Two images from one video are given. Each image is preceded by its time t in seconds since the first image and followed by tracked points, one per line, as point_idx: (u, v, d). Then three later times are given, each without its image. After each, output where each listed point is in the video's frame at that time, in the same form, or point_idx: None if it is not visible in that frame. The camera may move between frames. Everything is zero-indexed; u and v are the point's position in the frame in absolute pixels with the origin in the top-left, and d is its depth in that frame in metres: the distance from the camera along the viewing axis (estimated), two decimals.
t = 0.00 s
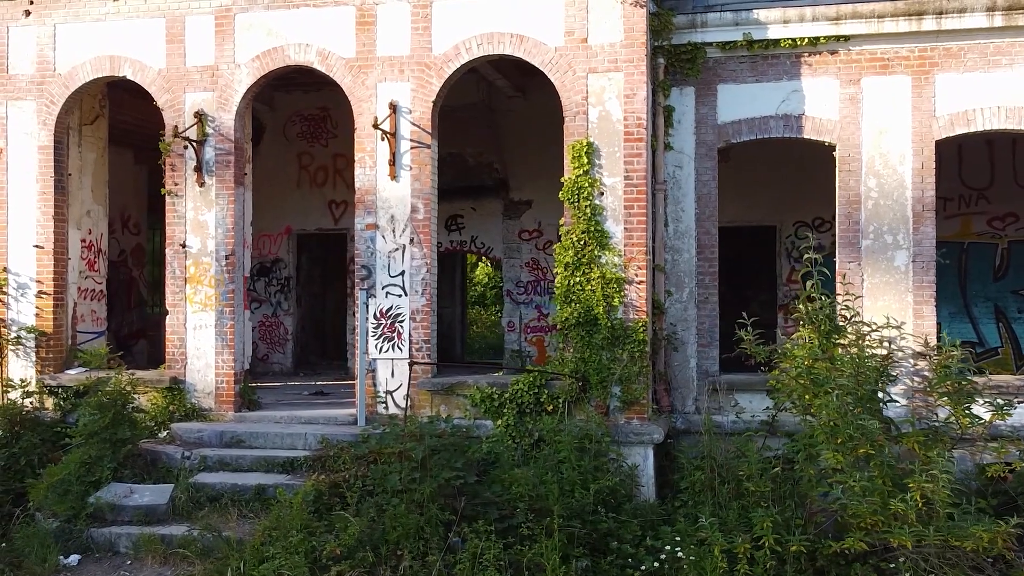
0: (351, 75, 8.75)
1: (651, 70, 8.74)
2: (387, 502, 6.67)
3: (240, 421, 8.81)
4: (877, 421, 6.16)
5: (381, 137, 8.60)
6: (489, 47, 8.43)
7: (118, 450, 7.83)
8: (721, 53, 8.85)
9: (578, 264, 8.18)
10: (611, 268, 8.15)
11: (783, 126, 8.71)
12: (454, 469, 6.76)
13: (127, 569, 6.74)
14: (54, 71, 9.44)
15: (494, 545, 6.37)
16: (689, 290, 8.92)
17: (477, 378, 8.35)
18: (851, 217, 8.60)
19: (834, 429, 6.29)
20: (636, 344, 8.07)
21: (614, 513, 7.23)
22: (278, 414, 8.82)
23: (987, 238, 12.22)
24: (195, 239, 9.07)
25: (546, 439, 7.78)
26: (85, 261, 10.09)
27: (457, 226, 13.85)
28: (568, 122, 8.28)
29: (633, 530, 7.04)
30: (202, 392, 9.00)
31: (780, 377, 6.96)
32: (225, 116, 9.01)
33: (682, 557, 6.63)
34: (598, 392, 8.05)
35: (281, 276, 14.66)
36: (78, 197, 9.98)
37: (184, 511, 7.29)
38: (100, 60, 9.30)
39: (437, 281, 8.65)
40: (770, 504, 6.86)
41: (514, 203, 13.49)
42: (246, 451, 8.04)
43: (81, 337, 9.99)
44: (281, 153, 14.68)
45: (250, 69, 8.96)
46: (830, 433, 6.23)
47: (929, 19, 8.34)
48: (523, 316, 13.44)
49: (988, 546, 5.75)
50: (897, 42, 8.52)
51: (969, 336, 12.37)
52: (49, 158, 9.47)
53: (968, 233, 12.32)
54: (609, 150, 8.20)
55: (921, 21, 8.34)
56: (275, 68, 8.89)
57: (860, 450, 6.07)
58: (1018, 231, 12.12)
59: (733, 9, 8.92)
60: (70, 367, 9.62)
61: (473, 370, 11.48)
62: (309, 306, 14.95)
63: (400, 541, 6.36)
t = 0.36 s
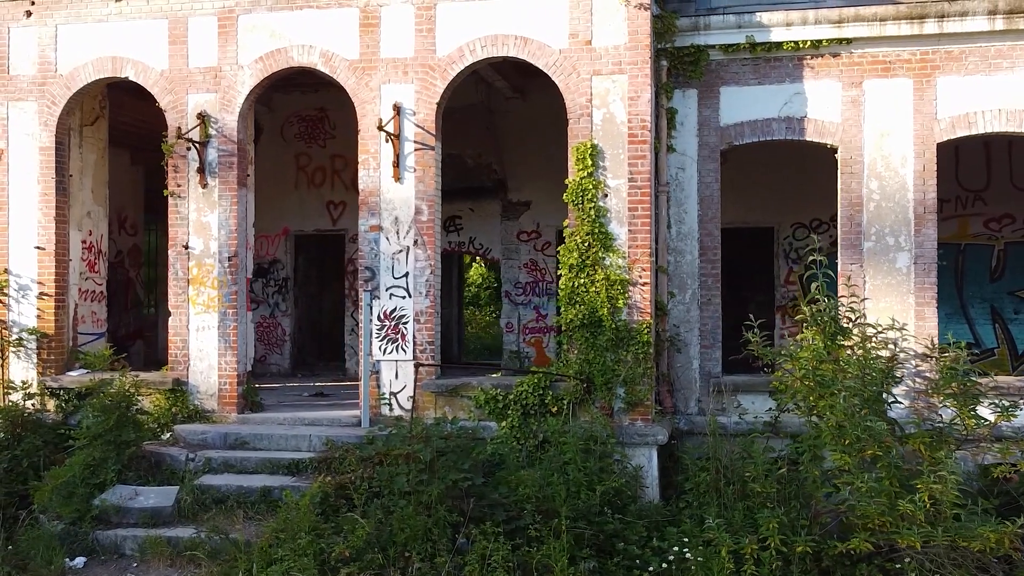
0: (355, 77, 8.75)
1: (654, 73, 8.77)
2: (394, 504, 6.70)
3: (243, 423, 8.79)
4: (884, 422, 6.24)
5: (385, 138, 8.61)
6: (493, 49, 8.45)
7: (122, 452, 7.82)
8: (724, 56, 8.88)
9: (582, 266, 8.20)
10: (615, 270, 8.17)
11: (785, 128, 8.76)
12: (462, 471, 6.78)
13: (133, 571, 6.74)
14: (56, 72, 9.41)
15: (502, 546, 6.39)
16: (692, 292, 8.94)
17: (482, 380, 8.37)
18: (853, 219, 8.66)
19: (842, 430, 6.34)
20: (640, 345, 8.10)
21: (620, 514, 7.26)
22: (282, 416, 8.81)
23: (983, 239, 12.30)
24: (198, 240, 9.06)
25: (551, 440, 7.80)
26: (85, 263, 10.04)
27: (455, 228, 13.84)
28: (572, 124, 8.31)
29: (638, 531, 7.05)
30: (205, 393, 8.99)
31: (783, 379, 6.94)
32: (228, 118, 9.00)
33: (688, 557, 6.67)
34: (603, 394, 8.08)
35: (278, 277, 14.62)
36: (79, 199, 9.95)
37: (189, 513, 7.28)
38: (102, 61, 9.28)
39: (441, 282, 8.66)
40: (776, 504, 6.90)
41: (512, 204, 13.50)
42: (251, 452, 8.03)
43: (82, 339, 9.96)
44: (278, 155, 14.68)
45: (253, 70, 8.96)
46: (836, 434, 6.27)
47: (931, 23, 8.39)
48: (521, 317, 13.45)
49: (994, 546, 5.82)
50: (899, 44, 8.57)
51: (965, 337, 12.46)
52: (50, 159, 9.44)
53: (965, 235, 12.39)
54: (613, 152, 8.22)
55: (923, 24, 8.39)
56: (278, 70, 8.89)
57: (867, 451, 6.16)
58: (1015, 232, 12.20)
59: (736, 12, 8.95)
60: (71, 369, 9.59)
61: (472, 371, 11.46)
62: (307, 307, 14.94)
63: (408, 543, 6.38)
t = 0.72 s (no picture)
0: (358, 79, 8.75)
1: (657, 75, 8.79)
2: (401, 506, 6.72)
3: (246, 425, 8.77)
4: (891, 425, 6.30)
5: (389, 140, 8.62)
6: (496, 52, 8.47)
7: (125, 454, 7.78)
8: (725, 59, 8.93)
9: (585, 268, 8.23)
10: (618, 272, 8.20)
11: (787, 131, 8.81)
12: (469, 473, 6.81)
13: (139, 574, 6.73)
14: (57, 73, 9.38)
15: (510, 548, 6.40)
16: (694, 293, 8.97)
17: (485, 381, 8.39)
18: (854, 221, 8.72)
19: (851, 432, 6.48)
20: (643, 347, 8.13)
21: (625, 515, 7.29)
22: (284, 418, 8.80)
23: (978, 241, 12.39)
24: (200, 242, 9.04)
25: (555, 442, 7.83)
26: (85, 264, 10.00)
27: (453, 229, 13.89)
28: (575, 126, 8.33)
29: (643, 532, 7.07)
30: (207, 395, 8.98)
31: (786, 379, 7.02)
32: (231, 119, 9.00)
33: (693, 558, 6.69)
34: (606, 396, 8.10)
35: (275, 278, 14.69)
36: (79, 200, 9.91)
37: (194, 516, 7.28)
38: (103, 62, 9.26)
39: (444, 284, 8.68)
40: (780, 506, 6.93)
41: (509, 206, 13.53)
42: (254, 454, 8.02)
43: (82, 340, 9.92)
44: (275, 156, 14.70)
45: (256, 72, 8.95)
46: (842, 436, 6.32)
47: (932, 26, 8.45)
48: (519, 318, 13.47)
49: (1000, 547, 5.89)
50: (899, 48, 8.63)
51: (961, 337, 12.56)
52: (51, 161, 9.41)
53: (960, 236, 12.48)
54: (617, 154, 8.26)
55: (924, 27, 8.46)
56: (280, 72, 8.89)
57: (874, 452, 6.22)
58: (1009, 234, 12.30)
59: (738, 15, 9.00)
60: (72, 371, 9.56)
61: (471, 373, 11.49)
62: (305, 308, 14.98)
63: (415, 544, 6.40)
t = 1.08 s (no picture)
0: (361, 81, 8.76)
1: (659, 78, 8.81)
2: (409, 508, 6.75)
3: (248, 427, 8.76)
4: (899, 427, 6.46)
5: (392, 143, 8.63)
6: (500, 55, 8.49)
7: (129, 457, 7.77)
8: (727, 62, 8.99)
9: (589, 270, 8.27)
10: (621, 275, 8.24)
11: (788, 135, 8.88)
12: (477, 475, 6.84)
13: None
14: (57, 74, 9.35)
15: (519, 550, 6.42)
16: (695, 296, 9.02)
17: (489, 384, 8.41)
18: (854, 223, 8.80)
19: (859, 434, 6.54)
20: (647, 349, 8.18)
21: (630, 517, 7.33)
22: (287, 420, 8.79)
23: (972, 243, 12.50)
24: (202, 244, 9.02)
25: (559, 444, 7.87)
26: (84, 266, 9.96)
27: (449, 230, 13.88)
28: (579, 129, 8.37)
29: (649, 533, 7.09)
30: (209, 397, 8.96)
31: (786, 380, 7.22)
32: (233, 121, 8.99)
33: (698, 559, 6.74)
34: (610, 398, 8.13)
35: (271, 280, 14.66)
36: (78, 202, 9.87)
37: (200, 518, 7.28)
38: (104, 64, 9.23)
39: (447, 287, 8.70)
40: (785, 506, 6.99)
41: (506, 207, 13.55)
42: (259, 457, 8.02)
43: (81, 343, 9.88)
44: (271, 157, 14.71)
45: (258, 74, 8.94)
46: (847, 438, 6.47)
47: (932, 31, 8.54)
48: (516, 319, 13.51)
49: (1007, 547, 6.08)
50: (900, 52, 8.71)
51: (954, 338, 12.70)
52: (51, 162, 9.37)
53: (954, 238, 12.59)
54: (620, 158, 8.30)
55: (924, 32, 8.54)
56: (283, 74, 8.88)
57: (882, 454, 6.35)
58: (1003, 236, 12.41)
59: (739, 19, 9.06)
60: (72, 373, 9.52)
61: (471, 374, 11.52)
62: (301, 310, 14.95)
63: (424, 547, 6.42)
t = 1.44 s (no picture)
0: (367, 84, 8.76)
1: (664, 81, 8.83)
2: (420, 510, 6.77)
3: (255, 429, 8.77)
4: (908, 429, 6.53)
5: (399, 145, 8.64)
6: (506, 58, 8.51)
7: (136, 459, 7.75)
8: (732, 65, 9.02)
9: (596, 272, 8.29)
10: (628, 277, 8.27)
11: (792, 137, 8.93)
12: (487, 476, 6.88)
13: None
14: (61, 76, 9.33)
15: (530, 552, 6.45)
16: (700, 297, 9.07)
17: (496, 385, 8.44)
18: (858, 226, 8.85)
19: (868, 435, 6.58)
20: (654, 350, 8.20)
21: (639, 518, 7.37)
22: (294, 422, 8.79)
23: (970, 244, 12.58)
24: (208, 246, 9.02)
25: (566, 445, 7.89)
26: (87, 268, 9.94)
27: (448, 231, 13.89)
28: (585, 132, 8.39)
29: (658, 534, 7.12)
30: (215, 399, 8.96)
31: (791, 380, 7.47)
32: (239, 123, 8.98)
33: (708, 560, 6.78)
34: (617, 399, 8.16)
35: (271, 281, 14.65)
36: (82, 203, 9.85)
37: (209, 520, 7.28)
38: (109, 66, 9.22)
39: (454, 289, 8.71)
40: (793, 507, 7.03)
41: (506, 209, 13.55)
42: (267, 459, 8.02)
43: (85, 344, 9.86)
44: (270, 158, 14.70)
45: (264, 76, 8.94)
46: (855, 439, 6.57)
47: (935, 34, 8.60)
48: (516, 321, 13.54)
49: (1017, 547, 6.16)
50: (903, 56, 8.77)
51: (953, 340, 12.75)
52: (56, 164, 9.35)
53: (952, 240, 12.67)
54: (627, 160, 8.33)
55: (927, 36, 8.60)
56: (289, 76, 8.88)
57: (893, 456, 6.44)
58: (1001, 238, 12.50)
59: (743, 22, 9.10)
60: (77, 375, 9.51)
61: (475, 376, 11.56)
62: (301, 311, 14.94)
63: (435, 549, 6.44)
